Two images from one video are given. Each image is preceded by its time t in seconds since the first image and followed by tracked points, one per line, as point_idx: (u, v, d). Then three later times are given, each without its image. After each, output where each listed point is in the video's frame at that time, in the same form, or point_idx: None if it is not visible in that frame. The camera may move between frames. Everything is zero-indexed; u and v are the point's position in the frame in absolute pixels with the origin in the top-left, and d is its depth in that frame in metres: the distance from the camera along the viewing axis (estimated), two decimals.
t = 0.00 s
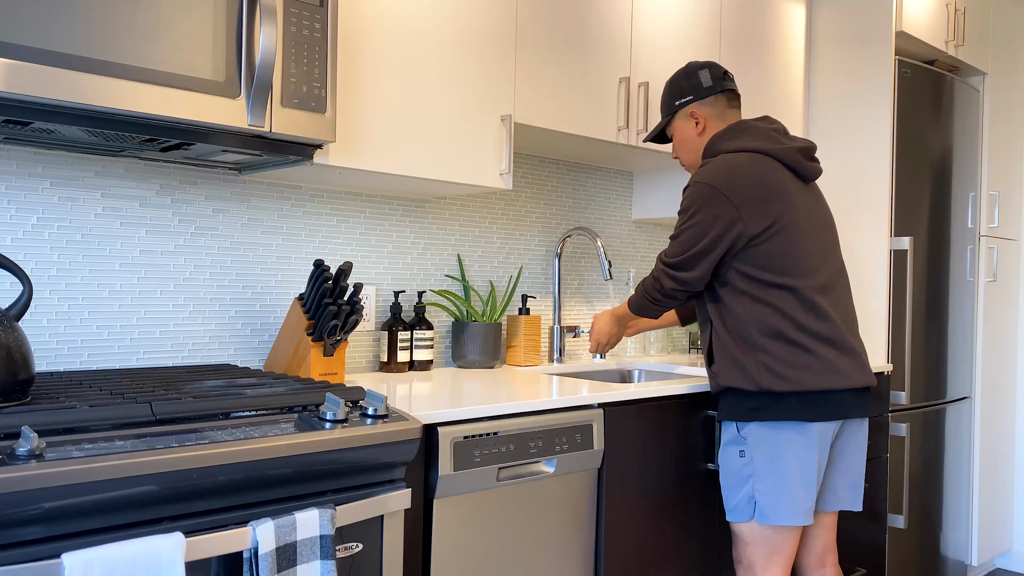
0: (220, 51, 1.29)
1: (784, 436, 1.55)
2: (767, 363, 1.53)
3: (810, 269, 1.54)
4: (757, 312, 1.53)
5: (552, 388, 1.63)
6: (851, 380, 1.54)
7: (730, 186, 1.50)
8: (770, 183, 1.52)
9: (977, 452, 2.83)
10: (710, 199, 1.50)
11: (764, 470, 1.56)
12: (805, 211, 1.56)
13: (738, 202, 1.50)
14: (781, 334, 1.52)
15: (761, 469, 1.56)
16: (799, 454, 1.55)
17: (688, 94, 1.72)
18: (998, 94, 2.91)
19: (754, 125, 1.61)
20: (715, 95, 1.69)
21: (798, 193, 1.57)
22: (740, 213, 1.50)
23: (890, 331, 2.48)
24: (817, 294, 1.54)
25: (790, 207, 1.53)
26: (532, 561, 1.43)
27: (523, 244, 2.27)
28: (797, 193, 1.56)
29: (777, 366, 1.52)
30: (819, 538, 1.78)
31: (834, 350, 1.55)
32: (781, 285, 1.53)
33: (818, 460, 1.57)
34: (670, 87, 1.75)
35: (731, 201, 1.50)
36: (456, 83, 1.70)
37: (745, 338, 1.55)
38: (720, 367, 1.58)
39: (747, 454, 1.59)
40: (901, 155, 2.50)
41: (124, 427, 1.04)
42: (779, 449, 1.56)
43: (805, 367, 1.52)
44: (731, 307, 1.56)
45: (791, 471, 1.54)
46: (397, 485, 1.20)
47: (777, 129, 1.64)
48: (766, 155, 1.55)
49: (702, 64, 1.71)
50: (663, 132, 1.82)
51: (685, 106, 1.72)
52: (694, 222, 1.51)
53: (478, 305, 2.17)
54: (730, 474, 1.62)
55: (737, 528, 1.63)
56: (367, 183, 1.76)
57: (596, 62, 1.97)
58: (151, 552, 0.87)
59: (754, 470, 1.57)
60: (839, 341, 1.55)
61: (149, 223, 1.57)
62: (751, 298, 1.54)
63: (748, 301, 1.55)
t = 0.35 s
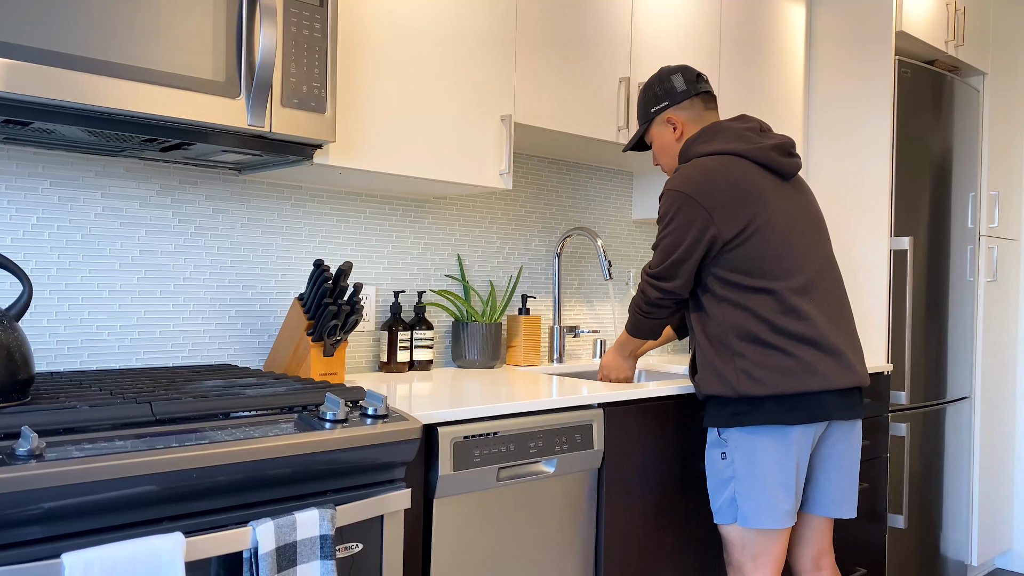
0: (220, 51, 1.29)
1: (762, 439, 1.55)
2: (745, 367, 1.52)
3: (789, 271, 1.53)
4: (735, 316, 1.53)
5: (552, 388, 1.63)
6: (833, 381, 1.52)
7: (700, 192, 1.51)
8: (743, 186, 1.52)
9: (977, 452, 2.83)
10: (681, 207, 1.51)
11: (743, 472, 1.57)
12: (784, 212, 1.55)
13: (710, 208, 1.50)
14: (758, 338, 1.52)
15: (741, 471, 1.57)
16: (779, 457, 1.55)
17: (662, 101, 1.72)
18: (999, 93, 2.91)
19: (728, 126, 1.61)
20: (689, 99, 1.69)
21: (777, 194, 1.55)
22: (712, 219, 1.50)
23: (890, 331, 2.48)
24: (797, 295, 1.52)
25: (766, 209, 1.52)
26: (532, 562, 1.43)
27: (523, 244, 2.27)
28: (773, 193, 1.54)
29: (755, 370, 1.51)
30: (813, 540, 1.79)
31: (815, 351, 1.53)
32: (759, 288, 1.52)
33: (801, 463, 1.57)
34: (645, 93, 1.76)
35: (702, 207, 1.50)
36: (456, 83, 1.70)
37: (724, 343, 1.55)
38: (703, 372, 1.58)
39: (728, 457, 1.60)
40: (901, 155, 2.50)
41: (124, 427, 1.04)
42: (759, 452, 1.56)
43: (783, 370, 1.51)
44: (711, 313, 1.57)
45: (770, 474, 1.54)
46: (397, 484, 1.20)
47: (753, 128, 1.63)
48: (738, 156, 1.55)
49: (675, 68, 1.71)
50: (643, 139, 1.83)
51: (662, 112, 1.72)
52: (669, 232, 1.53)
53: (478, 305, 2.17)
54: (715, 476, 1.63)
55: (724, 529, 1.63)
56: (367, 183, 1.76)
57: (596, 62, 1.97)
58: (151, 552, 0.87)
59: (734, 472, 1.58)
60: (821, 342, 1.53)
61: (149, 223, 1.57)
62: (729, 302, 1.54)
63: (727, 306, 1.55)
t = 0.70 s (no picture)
0: (220, 51, 1.29)
1: (747, 441, 1.55)
2: (728, 371, 1.52)
3: (772, 272, 1.52)
4: (718, 320, 1.54)
5: (552, 388, 1.63)
6: (817, 383, 1.51)
7: (675, 198, 1.51)
8: (719, 190, 1.51)
9: (977, 452, 2.83)
10: (657, 214, 1.52)
11: (728, 474, 1.57)
12: (765, 212, 1.54)
13: (685, 214, 1.50)
14: (740, 341, 1.52)
15: (726, 472, 1.57)
16: (763, 459, 1.55)
17: (644, 102, 1.72)
18: (999, 94, 2.91)
19: (705, 128, 1.61)
20: (670, 100, 1.69)
21: (757, 195, 1.54)
22: (687, 224, 1.50)
23: (891, 331, 2.48)
24: (780, 296, 1.52)
25: (745, 211, 1.51)
26: (531, 562, 1.42)
27: (523, 244, 2.27)
28: (753, 194, 1.54)
29: (737, 374, 1.51)
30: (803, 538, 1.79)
31: (800, 352, 1.52)
32: (740, 291, 1.52)
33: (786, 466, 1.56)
34: (628, 95, 1.76)
35: (677, 213, 1.51)
36: (456, 83, 1.70)
37: (708, 346, 1.56)
38: (688, 376, 1.59)
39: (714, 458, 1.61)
40: (901, 155, 2.50)
41: (124, 427, 1.04)
42: (744, 454, 1.56)
43: (765, 373, 1.50)
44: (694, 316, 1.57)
45: (754, 476, 1.54)
46: (397, 485, 1.20)
47: (733, 127, 1.62)
48: (715, 160, 1.54)
49: (658, 69, 1.72)
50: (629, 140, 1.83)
51: (644, 114, 1.73)
52: (648, 238, 1.55)
53: (478, 305, 2.17)
54: (702, 477, 1.64)
55: (712, 529, 1.64)
56: (368, 183, 1.76)
57: (596, 63, 1.97)
58: (152, 551, 0.87)
59: (720, 473, 1.59)
60: (805, 343, 1.52)
61: (149, 224, 1.57)
62: (712, 306, 1.55)
63: (709, 310, 1.55)
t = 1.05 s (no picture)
0: (220, 51, 1.29)
1: (743, 442, 1.55)
2: (725, 372, 1.52)
3: (772, 273, 1.52)
4: (716, 320, 1.54)
5: (552, 388, 1.63)
6: (812, 386, 1.51)
7: (678, 196, 1.51)
8: (723, 189, 1.51)
9: (977, 452, 2.83)
10: (660, 211, 1.52)
11: (724, 473, 1.57)
12: (768, 213, 1.53)
13: (688, 212, 1.50)
14: (738, 342, 1.52)
15: (722, 471, 1.57)
16: (760, 460, 1.54)
17: (649, 100, 1.72)
18: (999, 94, 2.91)
19: (711, 128, 1.61)
20: (675, 98, 1.69)
21: (760, 195, 1.54)
22: (690, 223, 1.50)
23: (891, 331, 2.48)
24: (779, 298, 1.51)
25: (747, 211, 1.51)
26: (531, 562, 1.42)
27: (523, 244, 2.27)
28: (757, 195, 1.53)
29: (734, 375, 1.51)
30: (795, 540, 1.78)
31: (797, 355, 1.52)
32: (739, 292, 1.52)
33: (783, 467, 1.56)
34: (634, 92, 1.77)
35: (680, 212, 1.50)
36: (456, 83, 1.70)
37: (706, 347, 1.56)
38: (686, 376, 1.59)
39: (711, 457, 1.61)
40: (901, 155, 2.50)
41: (125, 427, 1.04)
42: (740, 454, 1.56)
43: (762, 374, 1.50)
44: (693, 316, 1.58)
45: (750, 476, 1.54)
46: (397, 484, 1.20)
47: (738, 127, 1.62)
48: (721, 159, 1.54)
49: (664, 66, 1.71)
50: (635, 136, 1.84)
51: (649, 111, 1.73)
52: (651, 237, 1.55)
53: (478, 305, 2.17)
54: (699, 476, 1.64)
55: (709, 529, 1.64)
56: (367, 183, 1.76)
57: (596, 63, 1.97)
58: (152, 551, 0.87)
59: (716, 472, 1.59)
60: (804, 345, 1.52)
61: (149, 224, 1.57)
62: (711, 306, 1.55)
63: (709, 310, 1.55)
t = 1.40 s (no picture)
0: (220, 51, 1.29)
1: (763, 439, 1.55)
2: (753, 365, 1.51)
3: (802, 269, 1.54)
4: (747, 310, 1.53)
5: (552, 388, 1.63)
6: (836, 385, 1.52)
7: (723, 179, 1.52)
8: (763, 179, 1.54)
9: (977, 451, 2.83)
10: (703, 193, 1.52)
11: (742, 470, 1.57)
12: (799, 211, 1.56)
13: (731, 195, 1.51)
14: (768, 333, 1.51)
15: (741, 468, 1.57)
16: (779, 457, 1.54)
17: (681, 96, 1.73)
18: (998, 94, 2.91)
19: (748, 125, 1.64)
20: (709, 96, 1.70)
21: (793, 193, 1.57)
22: (733, 206, 1.51)
23: (891, 331, 2.48)
24: (808, 295, 1.53)
25: (784, 205, 1.54)
26: (532, 562, 1.42)
27: (523, 244, 2.27)
28: (791, 193, 1.57)
29: (763, 368, 1.50)
30: (806, 542, 1.77)
31: (824, 353, 1.53)
32: (772, 284, 1.52)
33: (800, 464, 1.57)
34: (664, 89, 1.77)
35: (723, 195, 1.51)
36: (456, 82, 1.70)
37: (733, 340, 1.54)
38: (708, 369, 1.56)
39: (728, 454, 1.60)
40: (901, 156, 2.50)
41: (124, 427, 1.04)
42: (759, 451, 1.56)
43: (790, 369, 1.50)
44: (721, 308, 1.56)
45: (769, 474, 1.54)
46: (397, 485, 1.20)
47: (772, 130, 1.66)
48: (761, 153, 1.58)
49: (697, 66, 1.72)
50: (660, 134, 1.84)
51: (680, 108, 1.73)
52: (688, 219, 1.53)
53: (478, 305, 2.17)
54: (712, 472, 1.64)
55: (715, 525, 1.64)
56: (367, 183, 1.76)
57: (597, 63, 1.97)
58: (153, 551, 0.87)
59: (734, 469, 1.58)
60: (828, 344, 1.53)
61: (149, 224, 1.57)
62: (742, 298, 1.54)
63: (739, 301, 1.54)
